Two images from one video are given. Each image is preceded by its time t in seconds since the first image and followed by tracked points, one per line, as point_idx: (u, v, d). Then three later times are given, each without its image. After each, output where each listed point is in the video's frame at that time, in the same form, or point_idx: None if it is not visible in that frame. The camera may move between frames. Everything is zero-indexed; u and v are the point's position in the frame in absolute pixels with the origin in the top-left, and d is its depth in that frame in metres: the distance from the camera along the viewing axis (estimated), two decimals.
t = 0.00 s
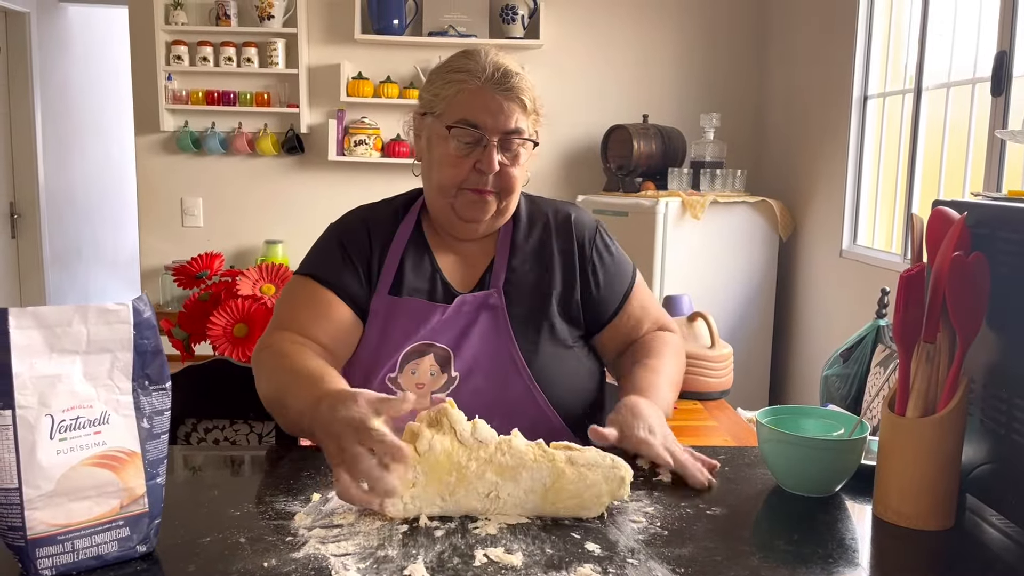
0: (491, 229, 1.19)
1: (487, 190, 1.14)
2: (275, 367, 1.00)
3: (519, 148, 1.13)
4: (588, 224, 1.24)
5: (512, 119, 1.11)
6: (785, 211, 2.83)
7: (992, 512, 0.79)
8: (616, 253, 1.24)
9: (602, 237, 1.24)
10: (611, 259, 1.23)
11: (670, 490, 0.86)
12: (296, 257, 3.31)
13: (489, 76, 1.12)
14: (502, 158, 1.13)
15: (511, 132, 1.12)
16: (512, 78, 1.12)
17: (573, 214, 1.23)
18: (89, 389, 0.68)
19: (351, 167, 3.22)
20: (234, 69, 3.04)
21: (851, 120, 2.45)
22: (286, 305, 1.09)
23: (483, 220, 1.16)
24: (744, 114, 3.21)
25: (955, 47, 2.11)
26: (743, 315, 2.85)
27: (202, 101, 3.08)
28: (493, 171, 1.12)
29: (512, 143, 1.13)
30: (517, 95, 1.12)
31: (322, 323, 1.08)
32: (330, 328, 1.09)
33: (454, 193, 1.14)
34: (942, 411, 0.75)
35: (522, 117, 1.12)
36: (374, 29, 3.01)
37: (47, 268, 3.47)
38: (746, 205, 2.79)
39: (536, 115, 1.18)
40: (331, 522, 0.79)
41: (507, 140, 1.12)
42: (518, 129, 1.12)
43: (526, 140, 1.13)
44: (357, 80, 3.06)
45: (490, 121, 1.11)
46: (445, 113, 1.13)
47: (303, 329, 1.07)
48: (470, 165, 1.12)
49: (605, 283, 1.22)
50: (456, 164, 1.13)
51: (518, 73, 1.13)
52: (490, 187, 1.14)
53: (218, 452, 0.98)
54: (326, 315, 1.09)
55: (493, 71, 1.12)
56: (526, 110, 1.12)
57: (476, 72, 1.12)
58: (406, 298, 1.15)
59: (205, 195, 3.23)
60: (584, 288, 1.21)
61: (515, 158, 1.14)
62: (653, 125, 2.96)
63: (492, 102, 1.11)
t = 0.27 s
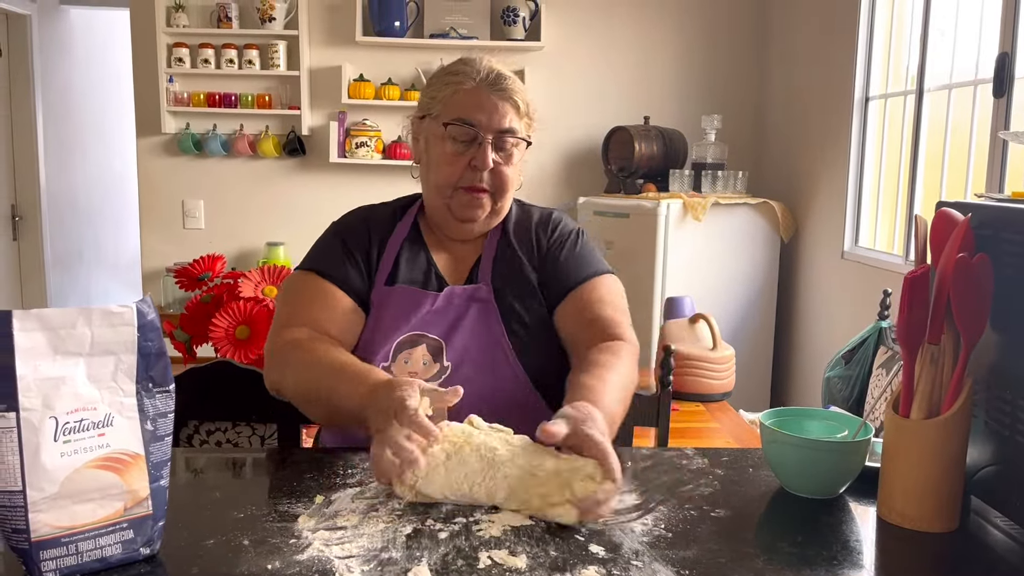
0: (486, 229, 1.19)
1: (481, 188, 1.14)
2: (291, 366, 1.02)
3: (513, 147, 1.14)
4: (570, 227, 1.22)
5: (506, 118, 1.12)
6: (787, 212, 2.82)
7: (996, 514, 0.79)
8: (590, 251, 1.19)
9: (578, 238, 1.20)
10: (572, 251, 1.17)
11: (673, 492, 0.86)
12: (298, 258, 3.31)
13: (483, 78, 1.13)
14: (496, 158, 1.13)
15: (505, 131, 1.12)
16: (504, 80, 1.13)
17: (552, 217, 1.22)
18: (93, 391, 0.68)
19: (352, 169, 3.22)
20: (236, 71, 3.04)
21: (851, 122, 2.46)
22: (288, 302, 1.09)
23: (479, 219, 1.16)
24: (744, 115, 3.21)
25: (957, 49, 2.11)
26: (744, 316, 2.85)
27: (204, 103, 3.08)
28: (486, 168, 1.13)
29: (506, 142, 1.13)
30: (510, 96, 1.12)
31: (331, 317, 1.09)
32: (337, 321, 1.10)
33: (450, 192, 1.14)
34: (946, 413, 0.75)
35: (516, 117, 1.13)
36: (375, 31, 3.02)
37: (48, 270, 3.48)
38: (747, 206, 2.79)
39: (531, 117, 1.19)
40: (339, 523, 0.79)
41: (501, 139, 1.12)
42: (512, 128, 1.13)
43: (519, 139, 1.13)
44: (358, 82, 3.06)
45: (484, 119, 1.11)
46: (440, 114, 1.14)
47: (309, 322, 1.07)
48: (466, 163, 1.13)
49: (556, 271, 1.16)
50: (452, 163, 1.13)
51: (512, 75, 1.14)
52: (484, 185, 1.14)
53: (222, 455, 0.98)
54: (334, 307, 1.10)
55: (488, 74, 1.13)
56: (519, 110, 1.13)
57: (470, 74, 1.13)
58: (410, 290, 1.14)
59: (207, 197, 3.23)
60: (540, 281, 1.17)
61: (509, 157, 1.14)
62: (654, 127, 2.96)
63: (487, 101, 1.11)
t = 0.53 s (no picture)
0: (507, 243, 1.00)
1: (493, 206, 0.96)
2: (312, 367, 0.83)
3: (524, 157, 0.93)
4: (601, 212, 1.04)
5: (511, 127, 0.91)
6: (779, 193, 2.83)
7: (981, 494, 0.79)
8: (621, 238, 1.00)
9: (610, 223, 1.02)
10: (604, 235, 0.99)
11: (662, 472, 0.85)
12: (290, 245, 3.30)
13: (481, 81, 0.91)
14: (504, 171, 0.94)
15: (511, 142, 0.92)
16: (508, 81, 0.91)
17: (585, 202, 1.05)
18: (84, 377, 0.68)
19: (343, 154, 3.21)
20: (225, 57, 3.01)
21: (842, 102, 2.46)
22: (329, 285, 0.91)
23: (494, 239, 0.98)
24: (736, 96, 3.20)
25: (946, 29, 2.11)
26: (737, 298, 2.86)
27: (193, 90, 3.06)
28: (493, 185, 0.94)
29: (513, 153, 0.93)
30: (513, 100, 0.91)
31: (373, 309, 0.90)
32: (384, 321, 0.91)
33: (459, 209, 0.96)
34: (930, 394, 0.76)
35: (525, 124, 0.92)
36: (365, 15, 2.99)
37: (41, 260, 3.47)
38: (740, 188, 2.80)
39: (553, 109, 0.97)
40: (330, 492, 0.79)
41: (506, 151, 0.93)
42: (520, 137, 0.92)
43: (532, 149, 0.93)
44: (348, 67, 3.04)
45: (487, 131, 0.91)
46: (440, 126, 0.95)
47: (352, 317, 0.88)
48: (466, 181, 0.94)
49: (583, 254, 0.98)
50: (452, 178, 0.95)
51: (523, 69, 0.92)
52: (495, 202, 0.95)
53: (218, 441, 0.93)
54: (376, 301, 0.90)
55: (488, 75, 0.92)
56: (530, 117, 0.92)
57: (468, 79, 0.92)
58: (441, 281, 0.98)
59: (198, 184, 3.21)
60: (561, 266, 0.99)
61: (521, 169, 0.94)
62: (646, 110, 2.95)
63: (485, 111, 0.91)
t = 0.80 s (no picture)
0: (477, 233, 1.05)
1: (463, 195, 1.00)
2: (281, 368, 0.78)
3: (490, 145, 0.99)
4: (570, 199, 1.12)
5: (476, 115, 0.98)
6: (778, 194, 2.83)
7: (981, 494, 0.79)
8: (595, 225, 1.10)
9: (578, 209, 1.11)
10: (579, 224, 1.09)
11: (661, 472, 0.85)
12: (290, 246, 3.30)
13: (444, 73, 0.98)
14: (472, 158, 0.99)
15: (477, 129, 0.98)
16: (472, 70, 0.98)
17: (549, 190, 1.12)
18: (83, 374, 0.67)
19: (342, 156, 3.21)
20: (224, 59, 3.01)
21: (842, 103, 2.46)
22: (305, 297, 0.89)
23: (467, 229, 1.03)
24: (736, 98, 3.20)
25: (946, 30, 2.11)
26: (737, 298, 2.86)
27: (193, 91, 3.06)
28: (464, 172, 0.99)
29: (481, 140, 0.99)
30: (477, 89, 0.98)
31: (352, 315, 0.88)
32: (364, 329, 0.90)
33: (430, 201, 1.00)
34: (930, 395, 0.76)
35: (489, 112, 0.98)
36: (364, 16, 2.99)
37: (40, 261, 3.47)
38: (739, 189, 2.80)
39: (514, 103, 1.04)
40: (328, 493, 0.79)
41: (473, 138, 0.98)
42: (486, 124, 0.99)
43: (498, 135, 0.99)
44: (347, 68, 3.04)
45: (453, 120, 0.97)
46: (407, 120, 1.00)
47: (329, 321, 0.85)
48: (437, 170, 0.99)
49: (566, 246, 1.07)
50: (424, 169, 0.99)
51: (480, 61, 0.99)
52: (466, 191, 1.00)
53: (216, 442, 0.92)
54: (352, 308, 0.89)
55: (449, 67, 0.98)
56: (494, 105, 0.99)
57: (432, 71, 0.98)
58: (421, 292, 1.01)
59: (198, 185, 3.22)
60: (545, 256, 1.08)
61: (488, 157, 1.00)
62: (645, 110, 2.95)
63: (452, 101, 0.97)
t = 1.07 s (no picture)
0: (474, 223, 1.06)
1: (459, 180, 1.01)
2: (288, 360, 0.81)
3: (486, 132, 1.01)
4: (575, 208, 1.10)
5: (473, 103, 0.99)
6: (777, 196, 2.83)
7: (979, 497, 0.79)
8: (597, 234, 1.07)
9: (582, 219, 1.08)
10: (581, 232, 1.06)
11: (660, 475, 0.85)
12: (288, 248, 3.30)
13: (440, 63, 1.00)
14: (468, 145, 1.00)
15: (473, 117, 1.00)
16: (467, 62, 1.01)
17: (553, 199, 1.10)
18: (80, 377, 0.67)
19: (341, 158, 3.21)
20: (223, 61, 3.01)
21: (840, 106, 2.46)
22: (309, 293, 0.91)
23: (464, 215, 1.03)
24: (735, 101, 3.21)
25: (944, 32, 2.12)
26: (736, 300, 2.87)
27: (192, 94, 3.06)
28: (459, 159, 1.00)
29: (477, 128, 1.00)
30: (474, 78, 1.00)
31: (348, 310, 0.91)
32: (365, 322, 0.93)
33: (427, 188, 1.02)
34: (928, 398, 0.76)
35: (485, 100, 1.00)
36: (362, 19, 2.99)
37: (39, 263, 3.47)
38: (738, 191, 2.80)
39: (512, 97, 1.06)
40: (326, 495, 0.79)
41: (470, 125, 1.00)
42: (482, 112, 1.00)
43: (493, 122, 1.01)
44: (346, 70, 3.04)
45: (448, 107, 0.99)
46: (406, 110, 1.02)
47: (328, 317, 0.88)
48: (434, 156, 1.00)
49: (565, 253, 1.04)
50: (422, 157, 1.01)
51: (477, 54, 1.01)
52: (462, 177, 1.01)
53: (214, 445, 0.92)
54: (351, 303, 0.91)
55: (447, 58, 1.01)
56: (490, 93, 1.00)
57: (430, 62, 1.01)
58: (414, 273, 1.01)
59: (196, 187, 3.21)
60: (545, 262, 1.06)
61: (485, 144, 1.01)
62: (644, 112, 2.96)
63: (448, 89, 0.99)
